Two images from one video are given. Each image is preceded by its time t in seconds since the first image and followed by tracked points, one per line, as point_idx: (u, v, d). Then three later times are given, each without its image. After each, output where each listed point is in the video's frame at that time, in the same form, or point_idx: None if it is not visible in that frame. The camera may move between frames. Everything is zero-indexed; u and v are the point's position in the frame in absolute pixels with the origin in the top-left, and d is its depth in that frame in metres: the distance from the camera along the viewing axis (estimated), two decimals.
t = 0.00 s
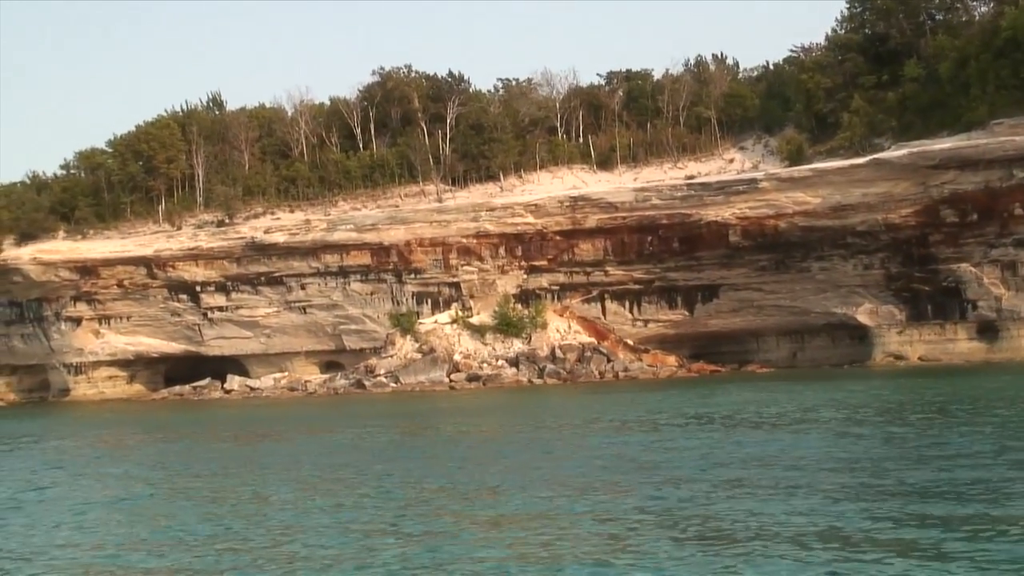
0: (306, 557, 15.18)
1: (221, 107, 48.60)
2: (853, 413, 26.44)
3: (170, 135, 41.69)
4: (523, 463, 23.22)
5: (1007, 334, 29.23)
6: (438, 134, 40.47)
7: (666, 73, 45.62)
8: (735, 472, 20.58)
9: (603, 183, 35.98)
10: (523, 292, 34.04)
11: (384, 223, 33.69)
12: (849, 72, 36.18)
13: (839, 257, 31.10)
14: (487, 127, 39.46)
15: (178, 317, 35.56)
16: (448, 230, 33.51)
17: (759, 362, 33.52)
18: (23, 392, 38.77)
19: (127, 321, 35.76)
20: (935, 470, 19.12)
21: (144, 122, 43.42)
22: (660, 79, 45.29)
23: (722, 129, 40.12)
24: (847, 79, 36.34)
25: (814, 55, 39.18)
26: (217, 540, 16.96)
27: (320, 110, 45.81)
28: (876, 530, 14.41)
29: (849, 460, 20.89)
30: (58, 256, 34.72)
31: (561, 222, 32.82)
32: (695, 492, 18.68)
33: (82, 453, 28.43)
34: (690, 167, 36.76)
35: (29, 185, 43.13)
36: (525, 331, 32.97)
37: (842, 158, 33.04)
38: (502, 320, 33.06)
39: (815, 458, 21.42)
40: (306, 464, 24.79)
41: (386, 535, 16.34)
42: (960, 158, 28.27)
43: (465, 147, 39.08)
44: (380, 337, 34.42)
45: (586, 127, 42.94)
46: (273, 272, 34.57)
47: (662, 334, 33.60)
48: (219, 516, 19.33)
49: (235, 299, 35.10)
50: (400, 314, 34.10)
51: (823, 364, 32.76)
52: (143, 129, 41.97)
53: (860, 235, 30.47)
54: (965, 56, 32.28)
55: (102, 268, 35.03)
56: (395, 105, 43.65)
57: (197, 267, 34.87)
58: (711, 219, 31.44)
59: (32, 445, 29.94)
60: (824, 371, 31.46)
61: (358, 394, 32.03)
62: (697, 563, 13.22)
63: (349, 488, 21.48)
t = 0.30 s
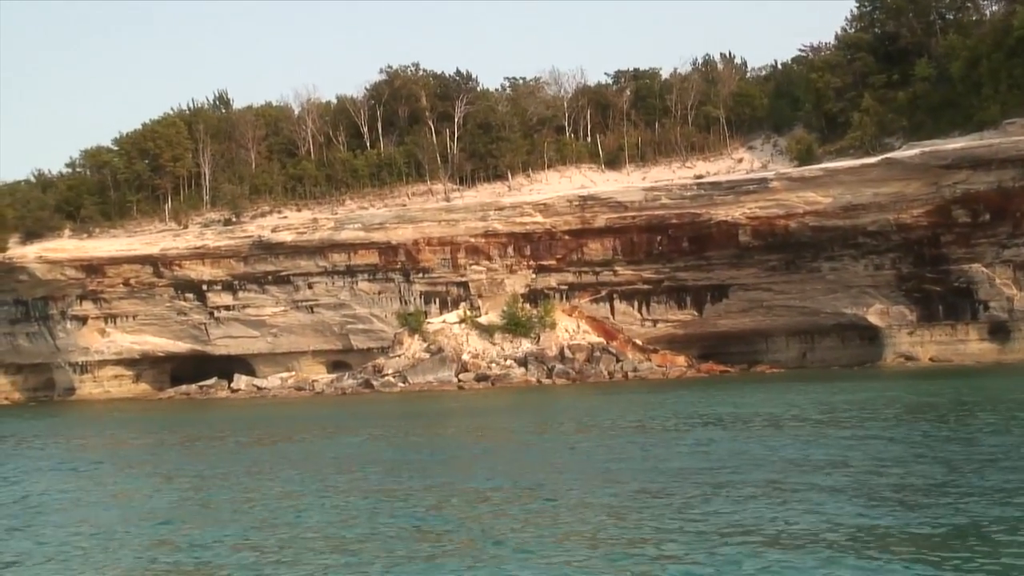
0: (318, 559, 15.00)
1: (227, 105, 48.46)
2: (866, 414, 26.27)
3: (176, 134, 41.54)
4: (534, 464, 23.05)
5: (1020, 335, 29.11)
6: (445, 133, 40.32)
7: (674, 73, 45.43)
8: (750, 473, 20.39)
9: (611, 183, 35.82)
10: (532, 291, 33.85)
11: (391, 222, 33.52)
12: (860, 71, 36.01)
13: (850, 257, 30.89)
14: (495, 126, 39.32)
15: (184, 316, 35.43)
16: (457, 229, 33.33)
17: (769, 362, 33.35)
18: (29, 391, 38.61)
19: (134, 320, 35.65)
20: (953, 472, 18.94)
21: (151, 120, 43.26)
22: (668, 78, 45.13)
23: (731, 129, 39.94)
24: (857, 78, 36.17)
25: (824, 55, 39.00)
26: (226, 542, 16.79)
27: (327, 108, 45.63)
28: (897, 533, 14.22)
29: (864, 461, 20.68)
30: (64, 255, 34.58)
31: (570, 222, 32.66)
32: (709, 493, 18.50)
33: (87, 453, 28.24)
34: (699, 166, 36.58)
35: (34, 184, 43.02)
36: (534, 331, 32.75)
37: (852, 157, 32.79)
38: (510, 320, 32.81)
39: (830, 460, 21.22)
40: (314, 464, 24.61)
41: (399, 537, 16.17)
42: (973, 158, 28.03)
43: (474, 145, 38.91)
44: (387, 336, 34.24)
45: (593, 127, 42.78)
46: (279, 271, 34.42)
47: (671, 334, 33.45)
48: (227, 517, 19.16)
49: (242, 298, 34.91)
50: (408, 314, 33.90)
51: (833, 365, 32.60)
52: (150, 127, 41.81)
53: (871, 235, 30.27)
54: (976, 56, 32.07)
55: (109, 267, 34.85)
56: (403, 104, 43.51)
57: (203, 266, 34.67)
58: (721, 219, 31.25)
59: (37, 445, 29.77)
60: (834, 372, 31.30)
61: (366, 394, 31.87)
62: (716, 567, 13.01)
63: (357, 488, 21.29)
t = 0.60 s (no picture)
0: (326, 559, 14.83)
1: (231, 100, 48.27)
2: (875, 414, 26.11)
3: (180, 129, 41.35)
4: (542, 462, 22.88)
5: None
6: (450, 130, 40.15)
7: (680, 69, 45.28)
8: (761, 473, 20.22)
9: (617, 180, 35.65)
10: (538, 288, 33.68)
11: (396, 219, 33.30)
12: (867, 69, 35.85)
13: (858, 255, 30.74)
14: (500, 122, 39.17)
15: (188, 313, 35.22)
16: (462, 226, 33.18)
17: (774, 361, 33.21)
18: (31, 388, 38.43)
19: (137, 316, 35.43)
20: (967, 472, 18.78)
21: (154, 116, 43.08)
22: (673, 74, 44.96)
23: (737, 126, 39.75)
24: (864, 76, 36.00)
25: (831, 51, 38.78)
26: (233, 540, 16.64)
27: (331, 104, 45.45)
28: (914, 538, 14.06)
29: (875, 461, 20.51)
30: (67, 250, 34.44)
31: (576, 219, 32.54)
32: (721, 493, 18.34)
33: (89, 451, 28.07)
34: (705, 163, 36.41)
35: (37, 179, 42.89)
36: (540, 328, 32.63)
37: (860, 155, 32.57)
38: (516, 318, 32.69)
39: (841, 460, 21.05)
40: (320, 463, 24.42)
41: (409, 536, 16.01)
42: (983, 155, 27.81)
43: (478, 142, 38.76)
44: (392, 334, 34.09)
45: (598, 123, 42.60)
46: (283, 268, 34.26)
47: (676, 331, 33.31)
48: (233, 515, 18.99)
49: (246, 295, 34.69)
50: (413, 312, 33.70)
51: (839, 364, 32.46)
52: (153, 123, 41.62)
53: (879, 233, 30.10)
54: (985, 52, 31.85)
55: (112, 264, 34.69)
56: (407, 100, 43.38)
57: (207, 262, 34.49)
58: (728, 217, 31.10)
59: (39, 442, 29.61)
60: (841, 370, 31.15)
61: (370, 391, 31.69)
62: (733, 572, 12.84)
63: (363, 487, 21.12)
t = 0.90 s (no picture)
0: (336, 551, 14.67)
1: (234, 91, 48.04)
2: (883, 409, 25.97)
3: (183, 119, 41.13)
4: (549, 457, 22.72)
5: None
6: (455, 121, 39.96)
7: (684, 62, 45.11)
8: (770, 467, 20.10)
9: (622, 173, 35.50)
10: (542, 281, 33.50)
11: (401, 211, 33.14)
12: (874, 62, 35.68)
13: (865, 250, 30.57)
14: (505, 114, 38.99)
15: (190, 304, 35.04)
16: (467, 218, 32.99)
17: (779, 355, 33.05)
18: (31, 378, 38.25)
19: (139, 307, 35.27)
20: (978, 467, 18.68)
21: (157, 106, 42.85)
22: (678, 67, 44.78)
23: (742, 119, 39.53)
24: (871, 69, 35.82)
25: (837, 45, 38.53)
26: (240, 532, 16.47)
27: (334, 94, 45.23)
28: (929, 533, 13.97)
29: (886, 457, 20.37)
30: (69, 240, 34.29)
31: (582, 212, 32.37)
32: (730, 488, 18.21)
33: (90, 441, 27.90)
34: (710, 157, 36.25)
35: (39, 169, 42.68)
36: (545, 322, 32.43)
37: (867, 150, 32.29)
38: (521, 311, 32.53)
39: (852, 454, 20.94)
40: (324, 456, 24.22)
41: (418, 529, 15.86)
42: (992, 149, 27.78)
43: (483, 134, 38.58)
44: (396, 326, 33.92)
45: (603, 116, 42.38)
46: (287, 259, 34.07)
47: (681, 326, 33.04)
48: (238, 507, 18.83)
49: (248, 287, 34.56)
50: (417, 304, 33.36)
51: (845, 359, 32.28)
52: (156, 113, 41.38)
53: (887, 228, 29.94)
54: (994, 46, 31.62)
55: (114, 254, 34.53)
56: (412, 91, 43.19)
57: (210, 253, 34.31)
58: (734, 210, 30.96)
59: (40, 433, 29.44)
60: (846, 366, 31.00)
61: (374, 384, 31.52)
62: (750, 568, 12.70)
63: (368, 480, 20.96)
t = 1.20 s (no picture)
0: (351, 539, 14.55)
1: (243, 78, 47.89)
2: (898, 401, 25.78)
3: (193, 106, 40.96)
4: (563, 447, 22.56)
5: None
6: (466, 110, 39.75)
7: (696, 51, 44.91)
8: (787, 459, 19.96)
9: (633, 162, 35.32)
10: (553, 271, 33.36)
11: (412, 199, 32.95)
12: (889, 52, 35.58)
13: (879, 241, 30.41)
14: (516, 103, 38.76)
15: (200, 292, 34.95)
16: (478, 207, 32.83)
17: (792, 347, 32.86)
18: (40, 364, 38.20)
19: (148, 294, 35.19)
20: (999, 460, 18.52)
21: (167, 93, 42.68)
22: (690, 56, 44.57)
23: (755, 109, 39.28)
24: (886, 58, 35.69)
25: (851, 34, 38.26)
26: (253, 520, 16.35)
27: (344, 82, 45.06)
28: (953, 527, 13.80)
29: (903, 449, 20.20)
30: (79, 227, 34.21)
31: (594, 201, 32.24)
32: (747, 480, 18.04)
33: (99, 428, 27.80)
34: (722, 146, 36.04)
35: (48, 156, 42.59)
36: (556, 312, 32.31)
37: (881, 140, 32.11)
38: (532, 301, 32.44)
39: (869, 447, 20.77)
40: (335, 445, 24.05)
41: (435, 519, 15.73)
42: (1010, 141, 27.55)
43: (494, 123, 38.39)
44: (406, 315, 33.75)
45: (614, 105, 42.13)
46: (297, 248, 33.90)
47: (693, 316, 32.89)
48: (251, 495, 18.73)
49: (258, 274, 34.38)
50: (427, 292, 33.19)
51: (859, 350, 32.08)
52: (166, 100, 41.21)
53: (901, 219, 29.78)
54: (1011, 36, 31.36)
55: (124, 242, 34.46)
56: (423, 79, 43.01)
57: (220, 241, 34.23)
58: (747, 200, 30.85)
59: (49, 420, 29.34)
60: (860, 358, 30.82)
61: (384, 373, 31.32)
62: (774, 558, 12.54)
63: (380, 469, 20.83)
